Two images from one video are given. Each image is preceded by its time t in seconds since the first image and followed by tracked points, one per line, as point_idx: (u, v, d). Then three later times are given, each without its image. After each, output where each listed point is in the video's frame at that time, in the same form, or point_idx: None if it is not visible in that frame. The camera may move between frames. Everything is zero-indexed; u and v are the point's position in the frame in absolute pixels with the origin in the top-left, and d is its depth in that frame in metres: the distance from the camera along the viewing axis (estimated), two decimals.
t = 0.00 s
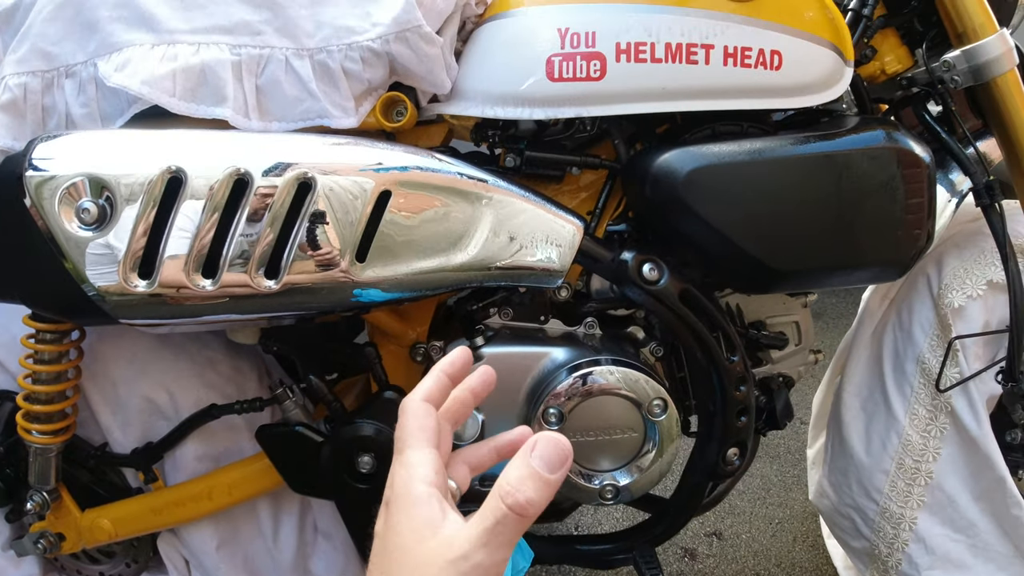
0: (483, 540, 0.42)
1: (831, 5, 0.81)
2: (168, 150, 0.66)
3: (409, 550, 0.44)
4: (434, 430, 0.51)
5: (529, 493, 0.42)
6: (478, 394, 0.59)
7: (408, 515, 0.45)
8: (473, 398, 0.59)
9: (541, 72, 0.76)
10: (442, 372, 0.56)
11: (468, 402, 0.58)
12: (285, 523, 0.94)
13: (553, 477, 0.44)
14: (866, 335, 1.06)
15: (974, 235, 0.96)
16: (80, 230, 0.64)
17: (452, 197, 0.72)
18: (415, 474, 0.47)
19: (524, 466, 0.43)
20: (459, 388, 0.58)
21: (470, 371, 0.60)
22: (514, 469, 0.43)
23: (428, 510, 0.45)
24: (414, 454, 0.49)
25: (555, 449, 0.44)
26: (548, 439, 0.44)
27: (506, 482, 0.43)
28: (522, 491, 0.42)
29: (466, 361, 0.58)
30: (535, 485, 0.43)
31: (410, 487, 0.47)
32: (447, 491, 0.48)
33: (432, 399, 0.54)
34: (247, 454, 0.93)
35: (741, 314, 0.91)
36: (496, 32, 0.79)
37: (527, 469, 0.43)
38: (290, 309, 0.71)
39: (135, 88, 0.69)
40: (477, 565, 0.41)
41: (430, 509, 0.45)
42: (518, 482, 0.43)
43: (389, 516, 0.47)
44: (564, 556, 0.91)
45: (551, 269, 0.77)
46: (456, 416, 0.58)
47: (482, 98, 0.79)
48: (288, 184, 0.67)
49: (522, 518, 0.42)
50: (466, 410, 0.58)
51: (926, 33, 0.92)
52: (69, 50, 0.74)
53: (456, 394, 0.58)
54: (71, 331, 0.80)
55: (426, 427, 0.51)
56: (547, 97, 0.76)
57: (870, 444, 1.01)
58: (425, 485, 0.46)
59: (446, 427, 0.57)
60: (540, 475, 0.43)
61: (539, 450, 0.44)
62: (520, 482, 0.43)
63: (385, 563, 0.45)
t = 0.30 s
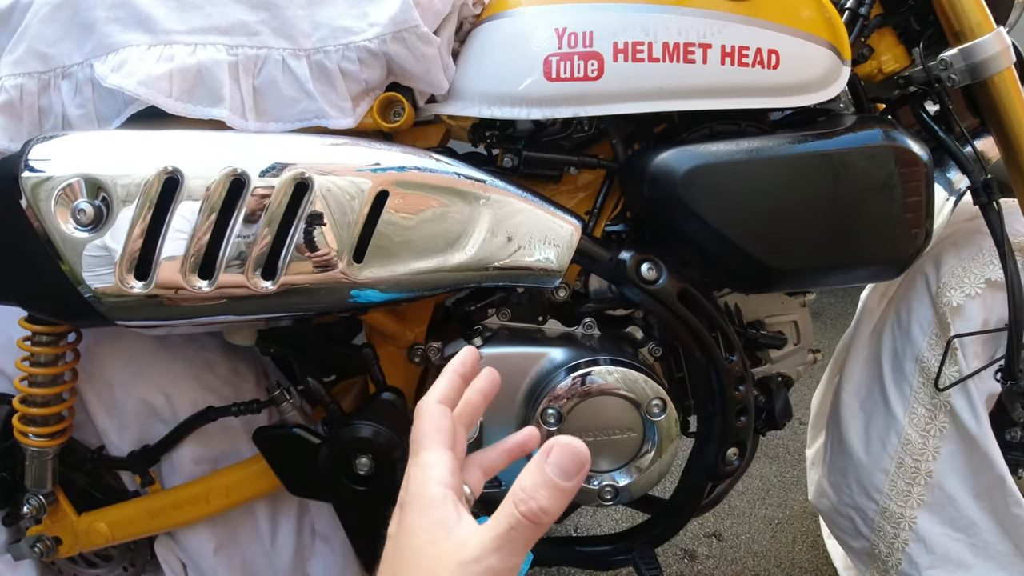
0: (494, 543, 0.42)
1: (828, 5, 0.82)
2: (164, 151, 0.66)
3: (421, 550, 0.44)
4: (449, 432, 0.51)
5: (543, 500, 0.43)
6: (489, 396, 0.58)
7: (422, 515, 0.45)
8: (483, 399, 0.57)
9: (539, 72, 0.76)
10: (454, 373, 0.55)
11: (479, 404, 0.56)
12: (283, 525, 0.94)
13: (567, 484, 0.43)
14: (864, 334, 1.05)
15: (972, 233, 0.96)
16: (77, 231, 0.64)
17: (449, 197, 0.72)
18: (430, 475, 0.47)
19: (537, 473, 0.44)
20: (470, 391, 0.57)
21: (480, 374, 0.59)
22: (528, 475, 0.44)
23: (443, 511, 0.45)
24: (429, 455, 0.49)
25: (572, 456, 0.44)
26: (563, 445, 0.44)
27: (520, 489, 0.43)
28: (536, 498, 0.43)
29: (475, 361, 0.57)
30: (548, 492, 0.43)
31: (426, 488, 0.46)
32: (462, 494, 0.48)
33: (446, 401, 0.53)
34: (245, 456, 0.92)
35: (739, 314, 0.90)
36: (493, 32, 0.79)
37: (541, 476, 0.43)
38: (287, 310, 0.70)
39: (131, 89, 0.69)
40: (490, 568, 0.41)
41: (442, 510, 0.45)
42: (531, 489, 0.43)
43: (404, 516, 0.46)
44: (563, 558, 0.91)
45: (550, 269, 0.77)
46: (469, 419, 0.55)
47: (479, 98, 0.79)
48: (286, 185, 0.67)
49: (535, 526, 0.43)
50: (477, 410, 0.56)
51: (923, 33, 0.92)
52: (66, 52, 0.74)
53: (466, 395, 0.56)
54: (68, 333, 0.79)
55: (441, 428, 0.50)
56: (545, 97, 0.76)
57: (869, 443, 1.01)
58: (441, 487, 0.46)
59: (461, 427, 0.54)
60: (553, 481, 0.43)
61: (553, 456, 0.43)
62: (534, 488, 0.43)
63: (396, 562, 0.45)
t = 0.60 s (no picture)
0: (485, 556, 0.42)
1: (818, 6, 0.81)
2: (153, 156, 0.66)
3: (413, 563, 0.44)
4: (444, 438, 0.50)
5: (532, 516, 0.42)
6: (484, 400, 0.58)
7: (413, 526, 0.45)
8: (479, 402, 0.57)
9: (528, 76, 0.76)
10: (450, 377, 0.55)
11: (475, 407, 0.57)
12: (276, 529, 0.94)
13: (558, 499, 0.43)
14: (857, 336, 1.06)
15: (963, 234, 0.96)
16: (67, 237, 0.64)
17: (438, 201, 0.72)
18: (423, 484, 0.47)
19: (528, 487, 0.43)
20: (466, 394, 0.57)
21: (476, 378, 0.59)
22: (519, 489, 0.43)
23: (435, 522, 0.45)
24: (423, 464, 0.48)
25: (563, 472, 0.43)
26: (555, 459, 0.43)
27: (511, 503, 0.43)
28: (526, 513, 0.42)
29: (471, 364, 0.56)
30: (538, 507, 0.42)
31: (418, 498, 0.46)
32: (456, 501, 0.48)
33: (442, 406, 0.53)
34: (237, 460, 0.92)
35: (730, 317, 0.90)
36: (483, 35, 0.79)
37: (531, 490, 0.43)
38: (276, 315, 0.70)
39: (120, 95, 0.69)
40: None
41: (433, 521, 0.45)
42: (521, 504, 0.43)
43: (395, 524, 0.47)
44: (556, 561, 0.91)
45: (540, 272, 0.77)
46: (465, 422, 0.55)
47: (469, 101, 0.79)
48: (275, 190, 0.67)
49: (525, 540, 0.43)
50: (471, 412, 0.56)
51: (914, 34, 0.92)
52: (55, 57, 0.74)
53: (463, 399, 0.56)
54: (60, 338, 0.79)
55: (436, 436, 0.50)
56: (535, 100, 0.76)
57: (862, 444, 1.01)
58: (434, 496, 0.46)
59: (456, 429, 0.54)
60: (544, 497, 0.43)
61: (543, 472, 0.43)
62: (525, 504, 0.43)
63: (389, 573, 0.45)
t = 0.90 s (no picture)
0: (497, 548, 0.42)
1: (824, 6, 0.81)
2: (161, 152, 0.66)
3: (419, 556, 0.44)
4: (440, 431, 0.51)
5: (547, 507, 0.42)
6: (478, 398, 0.58)
7: (417, 518, 0.45)
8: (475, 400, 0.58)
9: (535, 74, 0.76)
10: (446, 373, 0.55)
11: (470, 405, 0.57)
12: (280, 527, 0.94)
13: (570, 490, 0.43)
14: (861, 334, 1.06)
15: (968, 234, 0.96)
16: (74, 234, 0.64)
17: (446, 198, 0.72)
18: (423, 477, 0.47)
19: (541, 478, 0.43)
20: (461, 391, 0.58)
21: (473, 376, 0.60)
22: (532, 480, 0.43)
23: (439, 514, 0.45)
24: (421, 457, 0.49)
25: (576, 464, 0.43)
26: (567, 451, 0.43)
27: (524, 494, 0.43)
28: (540, 504, 0.42)
29: (469, 360, 0.57)
30: (552, 498, 0.42)
31: (418, 490, 0.46)
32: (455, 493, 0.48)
33: (437, 400, 0.53)
34: (242, 457, 0.92)
35: (736, 314, 0.90)
36: (490, 33, 0.79)
37: (544, 481, 0.43)
38: (284, 312, 0.70)
39: (129, 91, 0.69)
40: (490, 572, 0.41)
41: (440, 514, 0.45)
42: (535, 495, 0.42)
43: (398, 518, 0.46)
44: (561, 558, 0.91)
45: (547, 270, 0.77)
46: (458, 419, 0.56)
47: (476, 99, 0.79)
48: (282, 187, 0.67)
49: (537, 531, 0.42)
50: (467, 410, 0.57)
51: (920, 33, 0.92)
52: (62, 54, 0.74)
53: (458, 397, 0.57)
54: (65, 335, 0.79)
55: (432, 429, 0.50)
56: (542, 98, 0.76)
57: (866, 443, 1.01)
58: (434, 488, 0.46)
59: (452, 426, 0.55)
60: (557, 488, 0.42)
61: (558, 463, 0.43)
62: (539, 494, 0.42)
63: (394, 569, 0.45)
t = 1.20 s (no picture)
0: (487, 543, 0.41)
1: (827, 7, 0.81)
2: (163, 152, 0.66)
3: (417, 553, 0.44)
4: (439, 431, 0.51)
5: (527, 504, 0.41)
6: (479, 397, 0.58)
7: (416, 518, 0.45)
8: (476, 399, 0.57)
9: (538, 74, 0.76)
10: (447, 374, 0.55)
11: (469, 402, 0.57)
12: (281, 526, 0.94)
13: (548, 486, 0.41)
14: (863, 335, 1.06)
15: (971, 235, 0.96)
16: (76, 233, 0.64)
17: (448, 199, 0.72)
18: (423, 476, 0.47)
19: (521, 475, 0.42)
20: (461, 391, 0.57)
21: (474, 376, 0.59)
22: (513, 477, 0.42)
23: (436, 513, 0.45)
24: (421, 457, 0.49)
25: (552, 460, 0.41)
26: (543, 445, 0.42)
27: (506, 492, 0.42)
28: (520, 502, 0.42)
29: (469, 361, 0.56)
30: (530, 495, 0.41)
31: (418, 490, 0.46)
32: (455, 492, 0.48)
33: (437, 400, 0.53)
34: (244, 457, 0.92)
35: (737, 316, 0.90)
36: (492, 34, 0.79)
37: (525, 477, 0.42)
38: (285, 312, 0.70)
39: (131, 91, 0.69)
40: (483, 567, 0.41)
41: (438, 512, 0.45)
42: (515, 492, 0.42)
43: (396, 518, 0.47)
44: (562, 559, 0.91)
45: (548, 271, 0.77)
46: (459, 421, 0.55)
47: (478, 100, 0.79)
48: (285, 187, 0.67)
49: (524, 527, 0.42)
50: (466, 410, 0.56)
51: (922, 35, 0.92)
52: (64, 53, 0.74)
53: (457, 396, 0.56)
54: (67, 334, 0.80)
55: (432, 429, 0.50)
56: (544, 99, 0.76)
57: (868, 444, 1.01)
58: (433, 488, 0.46)
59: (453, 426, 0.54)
60: (535, 485, 0.41)
61: (530, 462, 0.41)
62: (519, 492, 0.42)
63: (392, 566, 0.45)
